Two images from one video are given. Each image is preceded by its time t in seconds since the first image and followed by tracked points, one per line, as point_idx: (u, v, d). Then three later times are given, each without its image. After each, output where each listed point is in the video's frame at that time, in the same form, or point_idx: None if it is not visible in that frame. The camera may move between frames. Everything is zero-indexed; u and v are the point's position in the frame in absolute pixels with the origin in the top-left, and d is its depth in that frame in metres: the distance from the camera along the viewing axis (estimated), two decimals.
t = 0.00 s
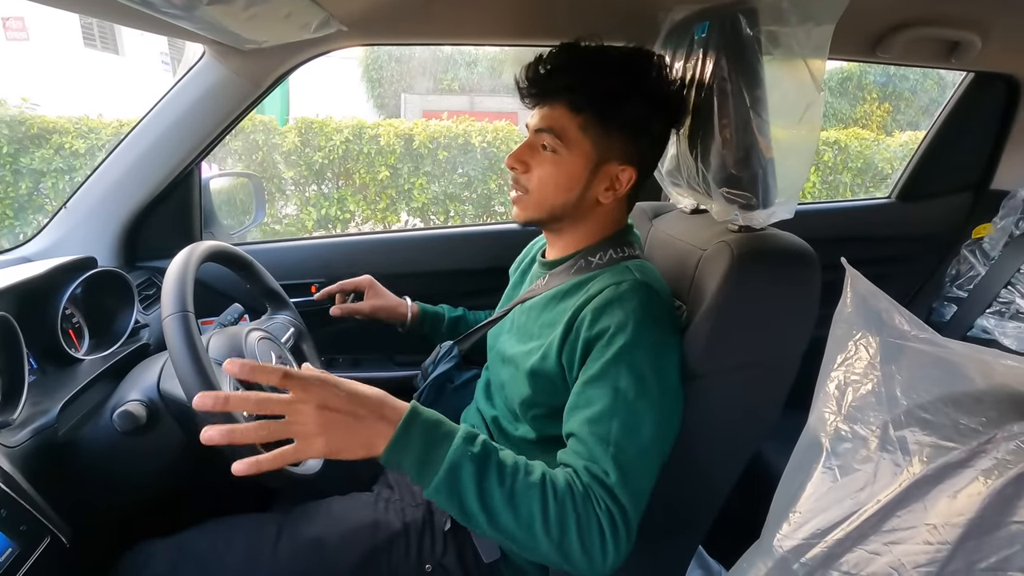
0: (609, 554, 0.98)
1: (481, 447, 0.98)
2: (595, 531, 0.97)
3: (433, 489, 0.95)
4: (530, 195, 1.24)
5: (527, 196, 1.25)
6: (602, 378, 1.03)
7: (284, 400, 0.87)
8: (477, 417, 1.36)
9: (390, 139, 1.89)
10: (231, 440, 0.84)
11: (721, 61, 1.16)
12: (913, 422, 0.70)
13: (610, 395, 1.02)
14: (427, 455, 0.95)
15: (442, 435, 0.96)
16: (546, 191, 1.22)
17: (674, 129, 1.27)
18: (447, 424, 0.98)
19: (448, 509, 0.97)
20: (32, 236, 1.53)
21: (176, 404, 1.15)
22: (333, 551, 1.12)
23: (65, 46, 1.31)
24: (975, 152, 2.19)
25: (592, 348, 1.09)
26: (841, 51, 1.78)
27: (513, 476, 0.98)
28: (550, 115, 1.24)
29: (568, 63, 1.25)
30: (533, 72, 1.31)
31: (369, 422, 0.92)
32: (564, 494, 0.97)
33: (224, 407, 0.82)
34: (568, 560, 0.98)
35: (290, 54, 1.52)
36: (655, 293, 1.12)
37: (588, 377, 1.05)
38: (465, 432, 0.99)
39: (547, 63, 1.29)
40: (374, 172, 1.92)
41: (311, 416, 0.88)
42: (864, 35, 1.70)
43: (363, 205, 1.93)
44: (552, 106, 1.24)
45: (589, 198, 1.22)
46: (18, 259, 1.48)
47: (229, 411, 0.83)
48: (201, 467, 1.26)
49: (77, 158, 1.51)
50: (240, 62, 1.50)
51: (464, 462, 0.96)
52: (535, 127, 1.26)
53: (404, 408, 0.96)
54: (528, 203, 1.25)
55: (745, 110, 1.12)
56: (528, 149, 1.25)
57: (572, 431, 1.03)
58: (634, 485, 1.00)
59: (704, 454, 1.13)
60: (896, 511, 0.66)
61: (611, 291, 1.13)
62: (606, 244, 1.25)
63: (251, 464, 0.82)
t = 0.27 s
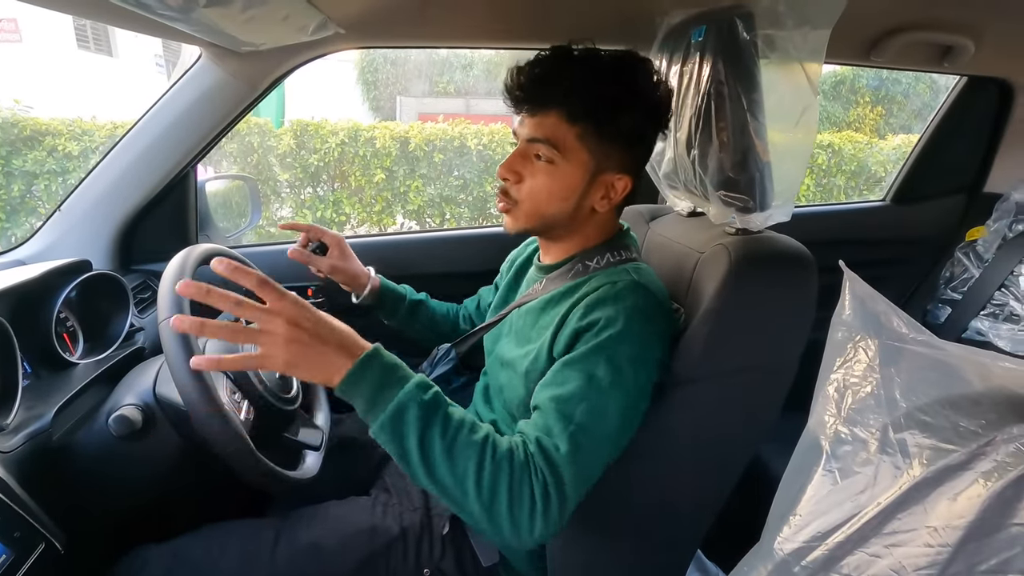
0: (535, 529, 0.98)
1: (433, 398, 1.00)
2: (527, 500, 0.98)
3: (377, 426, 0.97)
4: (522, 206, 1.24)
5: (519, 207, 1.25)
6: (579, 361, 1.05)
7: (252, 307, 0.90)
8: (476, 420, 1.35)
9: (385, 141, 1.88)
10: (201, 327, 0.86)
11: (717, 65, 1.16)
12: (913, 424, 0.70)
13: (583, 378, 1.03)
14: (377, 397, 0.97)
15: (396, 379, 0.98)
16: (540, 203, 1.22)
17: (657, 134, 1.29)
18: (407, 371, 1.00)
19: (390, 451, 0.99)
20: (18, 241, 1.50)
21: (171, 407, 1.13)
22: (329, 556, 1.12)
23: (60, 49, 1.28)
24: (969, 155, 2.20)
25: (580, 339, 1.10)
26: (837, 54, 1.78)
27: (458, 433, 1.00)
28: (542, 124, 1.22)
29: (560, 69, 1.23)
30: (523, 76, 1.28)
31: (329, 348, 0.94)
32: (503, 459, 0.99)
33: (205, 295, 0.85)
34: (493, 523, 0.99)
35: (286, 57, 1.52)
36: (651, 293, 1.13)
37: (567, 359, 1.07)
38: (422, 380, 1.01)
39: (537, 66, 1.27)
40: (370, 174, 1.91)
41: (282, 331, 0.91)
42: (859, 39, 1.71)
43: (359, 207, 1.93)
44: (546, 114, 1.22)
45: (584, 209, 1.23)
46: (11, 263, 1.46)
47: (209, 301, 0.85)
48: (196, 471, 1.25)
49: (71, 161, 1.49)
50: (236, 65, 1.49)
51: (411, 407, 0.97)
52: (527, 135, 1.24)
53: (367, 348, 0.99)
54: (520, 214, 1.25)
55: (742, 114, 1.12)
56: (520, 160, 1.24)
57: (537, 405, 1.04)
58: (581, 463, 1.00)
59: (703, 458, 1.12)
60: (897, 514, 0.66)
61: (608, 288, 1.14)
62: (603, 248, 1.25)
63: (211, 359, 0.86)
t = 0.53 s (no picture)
0: (570, 557, 0.97)
1: (460, 439, 0.99)
2: (557, 532, 0.96)
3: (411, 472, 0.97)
4: (567, 209, 1.14)
5: (563, 210, 1.14)
6: (595, 387, 1.01)
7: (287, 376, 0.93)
8: (491, 428, 1.32)
9: (382, 143, 1.84)
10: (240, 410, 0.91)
11: (740, 65, 1.15)
12: (967, 428, 0.69)
13: (601, 405, 0.99)
14: (407, 440, 0.97)
15: (425, 422, 0.99)
16: (587, 206, 1.13)
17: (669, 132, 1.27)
18: (430, 412, 1.00)
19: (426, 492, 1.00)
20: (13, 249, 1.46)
21: (186, 413, 1.11)
22: (349, 565, 1.10)
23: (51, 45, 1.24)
24: (976, 157, 2.20)
25: (596, 359, 1.05)
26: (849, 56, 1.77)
27: (487, 470, 0.99)
28: (586, 121, 1.14)
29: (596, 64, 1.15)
30: (550, 68, 1.18)
31: (363, 397, 0.96)
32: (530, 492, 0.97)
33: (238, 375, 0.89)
34: (531, 552, 0.99)
35: (296, 58, 1.50)
36: (667, 303, 1.09)
37: (582, 384, 1.03)
38: (448, 422, 1.00)
39: (565, 57, 1.18)
40: (367, 176, 1.87)
41: (316, 395, 0.93)
42: (872, 41, 1.70)
43: (356, 210, 1.90)
44: (589, 111, 1.14)
45: (618, 212, 1.18)
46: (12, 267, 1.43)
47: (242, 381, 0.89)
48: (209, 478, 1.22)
49: (64, 163, 1.42)
50: (248, 63, 1.47)
51: (440, 454, 0.97)
52: (566, 132, 1.15)
53: (395, 396, 0.99)
54: (563, 218, 1.15)
55: (767, 114, 1.10)
56: (563, 158, 1.14)
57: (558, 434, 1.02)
58: (608, 488, 0.98)
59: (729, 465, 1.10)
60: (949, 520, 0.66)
61: (622, 304, 1.09)
62: (612, 254, 1.20)
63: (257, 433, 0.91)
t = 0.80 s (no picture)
0: (645, 567, 0.93)
1: (527, 445, 0.94)
2: (633, 543, 0.92)
3: (476, 482, 0.92)
4: (630, 204, 1.15)
5: (626, 204, 1.15)
6: (665, 388, 0.97)
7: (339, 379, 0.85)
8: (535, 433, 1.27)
9: (386, 148, 1.85)
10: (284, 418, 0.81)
11: (801, 56, 1.09)
12: None
13: (671, 407, 0.95)
14: (471, 446, 0.91)
15: (489, 427, 0.93)
16: (650, 200, 1.15)
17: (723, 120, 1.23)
18: (493, 417, 0.94)
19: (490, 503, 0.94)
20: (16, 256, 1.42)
21: (225, 419, 1.06)
22: None
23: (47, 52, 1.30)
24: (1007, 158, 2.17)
25: (661, 359, 1.02)
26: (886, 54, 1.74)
27: (556, 477, 0.94)
28: (649, 115, 1.15)
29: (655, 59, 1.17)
30: (610, 64, 1.20)
31: (417, 406, 0.89)
32: (606, 500, 0.92)
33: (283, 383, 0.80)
34: (602, 565, 0.94)
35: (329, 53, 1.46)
36: (732, 302, 1.05)
37: (650, 385, 0.99)
38: (511, 427, 0.95)
39: (627, 55, 1.20)
40: (370, 180, 1.86)
41: (367, 399, 0.85)
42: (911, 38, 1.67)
43: (358, 214, 1.87)
44: (652, 105, 1.15)
45: (676, 208, 1.19)
46: (29, 268, 1.39)
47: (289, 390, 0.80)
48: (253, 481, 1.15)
49: (63, 167, 1.40)
50: (281, 57, 1.43)
51: (507, 461, 0.92)
52: (627, 127, 1.16)
53: (452, 399, 0.93)
54: (625, 213, 1.16)
55: (832, 108, 1.05)
56: (625, 153, 1.15)
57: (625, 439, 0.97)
58: (683, 495, 0.94)
59: (795, 471, 1.05)
60: None
61: (686, 302, 1.05)
62: (667, 251, 1.17)
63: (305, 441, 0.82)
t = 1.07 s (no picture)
0: None
1: (581, 450, 0.87)
2: (698, 554, 0.86)
3: (528, 490, 0.84)
4: (677, 194, 1.09)
5: (672, 195, 1.09)
6: (726, 388, 0.91)
7: (377, 388, 0.77)
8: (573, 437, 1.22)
9: (388, 151, 1.78)
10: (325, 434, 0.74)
11: (862, 39, 1.04)
12: None
13: (735, 409, 0.89)
14: (521, 451, 0.84)
15: (539, 432, 0.86)
16: (697, 190, 1.09)
17: (774, 104, 1.18)
18: (542, 420, 0.87)
19: (540, 513, 0.87)
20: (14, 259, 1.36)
21: (253, 422, 1.00)
22: None
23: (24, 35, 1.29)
24: None
25: (719, 358, 0.95)
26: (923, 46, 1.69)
27: (612, 485, 0.87)
28: (695, 101, 1.09)
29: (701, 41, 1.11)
30: (650, 48, 1.15)
31: (462, 413, 0.81)
32: (668, 509, 0.85)
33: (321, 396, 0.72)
34: None
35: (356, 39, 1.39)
36: (792, 299, 1.00)
37: (708, 385, 0.93)
38: (562, 430, 0.88)
39: (667, 37, 1.14)
40: (373, 184, 1.78)
41: (412, 409, 0.78)
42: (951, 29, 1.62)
43: (359, 219, 1.77)
44: (697, 90, 1.10)
45: (723, 198, 1.14)
46: (36, 265, 1.33)
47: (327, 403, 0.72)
48: (279, 488, 1.09)
49: (61, 169, 1.35)
50: (307, 45, 1.36)
51: (561, 467, 0.85)
52: (671, 113, 1.10)
53: (500, 403, 0.85)
54: (671, 204, 1.10)
55: (897, 93, 1.00)
56: (669, 141, 1.10)
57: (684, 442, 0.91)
58: (748, 503, 0.88)
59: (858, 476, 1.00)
60: None
61: (744, 298, 0.99)
62: (714, 245, 1.12)
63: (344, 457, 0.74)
